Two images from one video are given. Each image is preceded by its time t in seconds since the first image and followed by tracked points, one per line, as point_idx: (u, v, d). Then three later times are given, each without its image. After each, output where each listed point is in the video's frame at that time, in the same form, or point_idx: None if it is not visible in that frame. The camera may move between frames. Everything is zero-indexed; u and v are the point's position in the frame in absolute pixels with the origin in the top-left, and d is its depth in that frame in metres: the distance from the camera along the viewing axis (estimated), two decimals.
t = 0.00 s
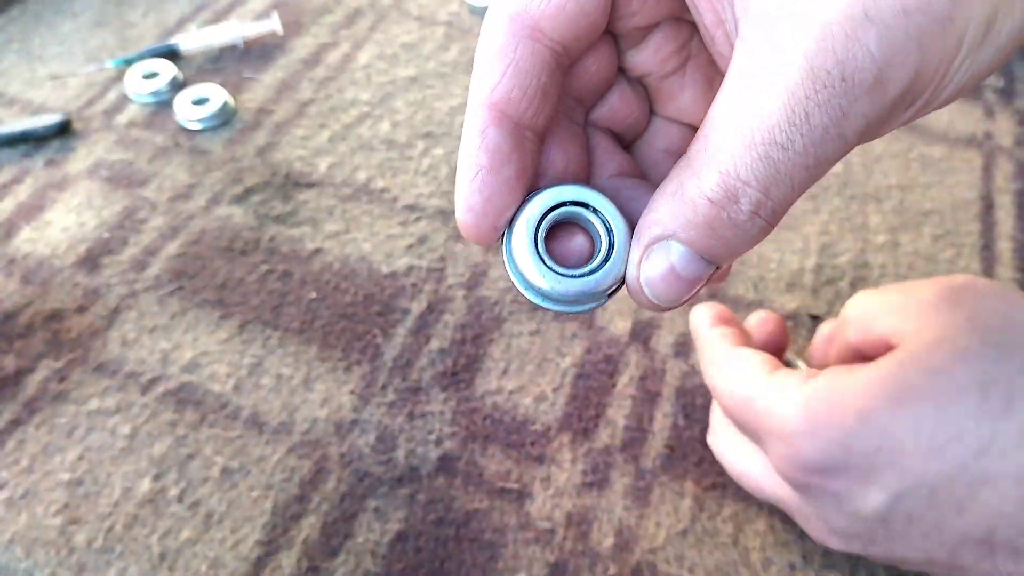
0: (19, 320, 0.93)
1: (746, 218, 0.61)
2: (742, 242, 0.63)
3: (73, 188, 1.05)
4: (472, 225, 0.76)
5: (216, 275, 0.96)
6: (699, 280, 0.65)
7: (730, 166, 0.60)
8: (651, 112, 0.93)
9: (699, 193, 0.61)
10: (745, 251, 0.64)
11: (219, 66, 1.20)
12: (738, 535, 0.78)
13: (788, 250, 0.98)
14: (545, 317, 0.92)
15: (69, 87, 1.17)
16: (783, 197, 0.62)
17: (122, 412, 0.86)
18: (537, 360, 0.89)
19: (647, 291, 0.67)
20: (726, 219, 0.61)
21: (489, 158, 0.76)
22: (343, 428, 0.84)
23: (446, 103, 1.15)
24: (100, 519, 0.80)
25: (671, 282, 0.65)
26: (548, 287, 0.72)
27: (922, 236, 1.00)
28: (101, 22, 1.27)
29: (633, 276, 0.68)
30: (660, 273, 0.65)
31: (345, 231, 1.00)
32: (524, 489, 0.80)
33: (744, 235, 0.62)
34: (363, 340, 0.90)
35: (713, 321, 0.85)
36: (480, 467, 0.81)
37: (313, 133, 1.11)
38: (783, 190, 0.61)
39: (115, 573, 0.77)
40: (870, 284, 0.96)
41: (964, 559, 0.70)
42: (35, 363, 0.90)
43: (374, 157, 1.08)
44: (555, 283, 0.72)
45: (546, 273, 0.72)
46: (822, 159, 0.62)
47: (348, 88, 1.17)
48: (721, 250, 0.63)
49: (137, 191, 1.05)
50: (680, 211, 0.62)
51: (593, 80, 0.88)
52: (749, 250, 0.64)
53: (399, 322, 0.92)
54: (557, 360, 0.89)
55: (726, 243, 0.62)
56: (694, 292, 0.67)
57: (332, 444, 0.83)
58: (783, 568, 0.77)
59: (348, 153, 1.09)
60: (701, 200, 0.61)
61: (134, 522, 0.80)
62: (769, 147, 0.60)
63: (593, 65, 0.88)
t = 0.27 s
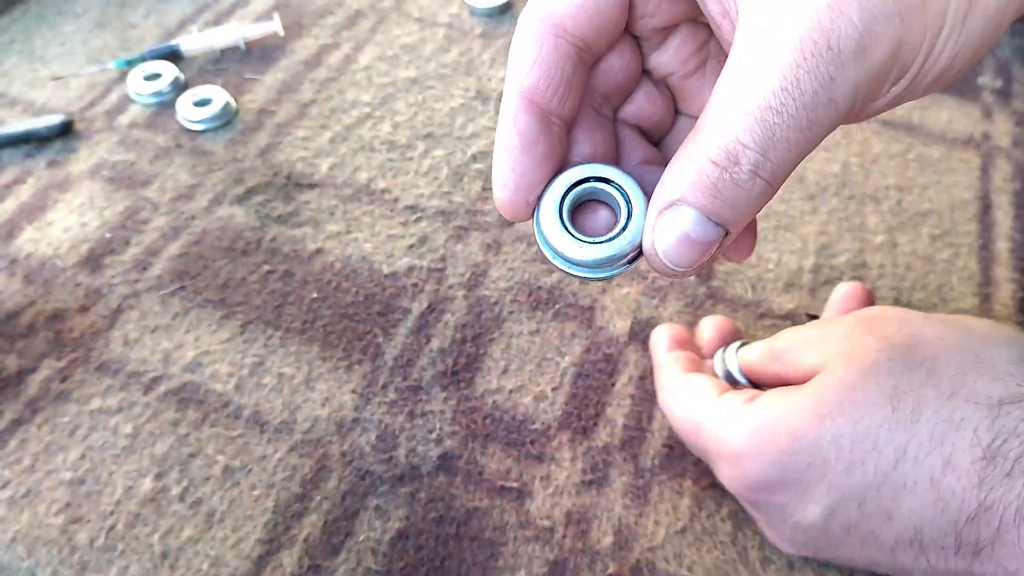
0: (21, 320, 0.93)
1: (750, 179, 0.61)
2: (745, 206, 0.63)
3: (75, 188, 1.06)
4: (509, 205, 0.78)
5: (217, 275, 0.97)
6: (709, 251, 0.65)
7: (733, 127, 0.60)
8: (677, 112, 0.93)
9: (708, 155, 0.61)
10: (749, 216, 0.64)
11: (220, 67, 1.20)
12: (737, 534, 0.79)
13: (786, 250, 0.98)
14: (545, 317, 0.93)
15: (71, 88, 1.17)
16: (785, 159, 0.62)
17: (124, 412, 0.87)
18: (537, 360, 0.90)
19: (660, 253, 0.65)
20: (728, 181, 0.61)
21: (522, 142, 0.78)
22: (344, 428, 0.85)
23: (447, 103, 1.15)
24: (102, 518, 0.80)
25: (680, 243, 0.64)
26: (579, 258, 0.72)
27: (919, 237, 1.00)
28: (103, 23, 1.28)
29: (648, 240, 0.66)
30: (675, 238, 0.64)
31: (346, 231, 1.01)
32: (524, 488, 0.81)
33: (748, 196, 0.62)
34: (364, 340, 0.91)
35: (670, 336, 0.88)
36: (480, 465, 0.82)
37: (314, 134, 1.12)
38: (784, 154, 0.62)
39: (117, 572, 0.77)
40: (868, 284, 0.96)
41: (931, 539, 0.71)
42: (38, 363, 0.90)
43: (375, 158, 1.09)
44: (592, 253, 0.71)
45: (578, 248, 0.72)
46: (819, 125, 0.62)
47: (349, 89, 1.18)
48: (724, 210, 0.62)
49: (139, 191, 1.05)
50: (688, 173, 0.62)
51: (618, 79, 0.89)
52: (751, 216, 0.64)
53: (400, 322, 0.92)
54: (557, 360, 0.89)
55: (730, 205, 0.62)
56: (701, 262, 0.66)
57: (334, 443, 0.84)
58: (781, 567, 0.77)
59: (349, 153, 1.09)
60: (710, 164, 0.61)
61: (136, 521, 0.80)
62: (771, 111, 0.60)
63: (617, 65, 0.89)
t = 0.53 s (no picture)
0: (23, 320, 0.94)
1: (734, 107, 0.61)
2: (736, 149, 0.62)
3: (76, 188, 1.06)
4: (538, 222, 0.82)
5: (218, 275, 0.97)
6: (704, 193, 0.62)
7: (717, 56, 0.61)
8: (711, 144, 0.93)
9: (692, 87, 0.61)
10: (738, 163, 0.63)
11: (221, 67, 1.21)
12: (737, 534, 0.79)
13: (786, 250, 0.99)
14: (544, 317, 0.93)
15: (72, 88, 1.18)
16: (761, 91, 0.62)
17: (125, 412, 0.87)
18: (536, 359, 0.90)
19: (651, 202, 0.62)
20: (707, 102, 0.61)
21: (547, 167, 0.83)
22: (345, 427, 0.85)
23: (447, 104, 1.16)
24: (103, 518, 0.80)
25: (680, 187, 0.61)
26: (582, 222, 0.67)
27: (918, 237, 1.01)
28: (104, 24, 1.28)
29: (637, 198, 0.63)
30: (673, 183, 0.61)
31: (347, 231, 1.01)
32: (524, 487, 0.81)
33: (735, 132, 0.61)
34: (364, 340, 0.91)
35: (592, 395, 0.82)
36: (480, 465, 0.82)
37: (314, 134, 1.12)
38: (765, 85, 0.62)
39: (118, 571, 0.77)
40: (867, 284, 0.96)
41: (958, 571, 0.64)
42: (39, 363, 0.90)
43: (376, 159, 1.09)
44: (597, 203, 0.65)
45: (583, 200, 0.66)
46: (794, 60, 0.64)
47: (350, 89, 1.18)
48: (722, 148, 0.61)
49: (140, 191, 1.06)
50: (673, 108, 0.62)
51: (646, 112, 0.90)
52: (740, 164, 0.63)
53: (400, 322, 0.93)
54: (557, 360, 0.90)
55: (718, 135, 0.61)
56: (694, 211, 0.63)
57: (334, 442, 0.84)
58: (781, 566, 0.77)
59: (349, 154, 1.10)
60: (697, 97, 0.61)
61: (137, 520, 0.80)
62: (750, 42, 0.61)
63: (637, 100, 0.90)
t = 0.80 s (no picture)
0: (23, 320, 0.94)
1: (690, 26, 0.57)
2: (698, 69, 0.57)
3: (77, 189, 1.06)
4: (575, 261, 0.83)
5: (218, 275, 0.97)
6: (659, 108, 0.56)
7: None
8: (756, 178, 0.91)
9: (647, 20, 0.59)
10: (700, 87, 0.57)
11: (221, 67, 1.21)
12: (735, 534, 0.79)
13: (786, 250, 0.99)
14: (544, 317, 0.93)
15: (72, 89, 1.18)
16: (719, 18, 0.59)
17: (126, 411, 0.87)
18: (536, 359, 0.90)
19: (601, 134, 0.57)
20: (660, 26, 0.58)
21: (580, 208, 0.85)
22: (345, 427, 0.85)
23: (447, 104, 1.16)
24: (103, 517, 0.80)
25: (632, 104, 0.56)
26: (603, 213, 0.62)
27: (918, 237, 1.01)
28: (104, 24, 1.28)
29: (587, 134, 0.59)
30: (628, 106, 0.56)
31: (347, 231, 1.01)
32: (524, 487, 0.81)
33: (694, 52, 0.57)
34: (364, 340, 0.91)
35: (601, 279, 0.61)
36: (480, 465, 0.82)
37: (315, 134, 1.12)
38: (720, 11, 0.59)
39: (118, 571, 0.77)
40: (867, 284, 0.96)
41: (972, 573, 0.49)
42: (39, 363, 0.90)
43: (376, 159, 1.09)
44: (589, 159, 0.61)
45: (580, 173, 0.61)
46: None
47: (350, 90, 1.18)
48: (692, 69, 0.57)
49: (140, 191, 1.06)
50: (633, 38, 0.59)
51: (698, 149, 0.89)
52: (704, 88, 0.58)
53: (400, 322, 0.93)
54: (557, 360, 0.90)
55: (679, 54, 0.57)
56: (654, 134, 0.57)
57: (334, 442, 0.84)
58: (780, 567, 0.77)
59: (350, 154, 1.10)
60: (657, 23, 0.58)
61: (137, 520, 0.80)
62: None
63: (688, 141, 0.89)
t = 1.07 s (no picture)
0: (22, 320, 0.93)
1: (750, 63, 0.57)
2: (757, 112, 0.56)
3: (75, 188, 1.06)
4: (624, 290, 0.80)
5: (217, 275, 0.97)
6: (709, 152, 0.54)
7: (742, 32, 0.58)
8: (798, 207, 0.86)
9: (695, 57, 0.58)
10: (758, 132, 0.56)
11: (220, 66, 1.20)
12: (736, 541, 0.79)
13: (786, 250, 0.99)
14: (545, 317, 0.93)
15: (71, 88, 1.17)
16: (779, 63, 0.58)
17: (124, 412, 0.87)
18: (536, 360, 0.90)
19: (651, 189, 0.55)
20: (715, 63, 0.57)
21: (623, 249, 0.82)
22: (344, 428, 0.85)
23: (447, 103, 1.15)
24: (101, 518, 0.80)
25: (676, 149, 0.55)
26: (643, 275, 0.60)
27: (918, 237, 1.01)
28: (103, 23, 1.28)
29: (619, 183, 0.57)
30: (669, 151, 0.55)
31: (346, 231, 1.01)
32: (524, 488, 0.81)
33: (753, 94, 0.56)
34: (364, 340, 0.91)
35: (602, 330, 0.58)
36: (480, 466, 0.82)
37: (314, 134, 1.12)
38: (782, 53, 0.59)
39: (117, 572, 0.77)
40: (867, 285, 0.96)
41: None
42: (37, 363, 0.90)
43: (375, 158, 1.09)
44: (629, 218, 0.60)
45: (620, 230, 0.60)
46: (813, 34, 0.61)
47: (349, 89, 1.18)
48: (753, 119, 0.56)
49: (139, 191, 1.05)
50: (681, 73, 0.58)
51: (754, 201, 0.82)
52: (762, 135, 0.57)
53: (400, 322, 0.92)
54: (557, 360, 0.89)
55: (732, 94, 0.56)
56: (704, 183, 0.55)
57: (334, 443, 0.84)
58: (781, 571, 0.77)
59: (349, 153, 1.09)
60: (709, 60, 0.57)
61: (136, 521, 0.80)
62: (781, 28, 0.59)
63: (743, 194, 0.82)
